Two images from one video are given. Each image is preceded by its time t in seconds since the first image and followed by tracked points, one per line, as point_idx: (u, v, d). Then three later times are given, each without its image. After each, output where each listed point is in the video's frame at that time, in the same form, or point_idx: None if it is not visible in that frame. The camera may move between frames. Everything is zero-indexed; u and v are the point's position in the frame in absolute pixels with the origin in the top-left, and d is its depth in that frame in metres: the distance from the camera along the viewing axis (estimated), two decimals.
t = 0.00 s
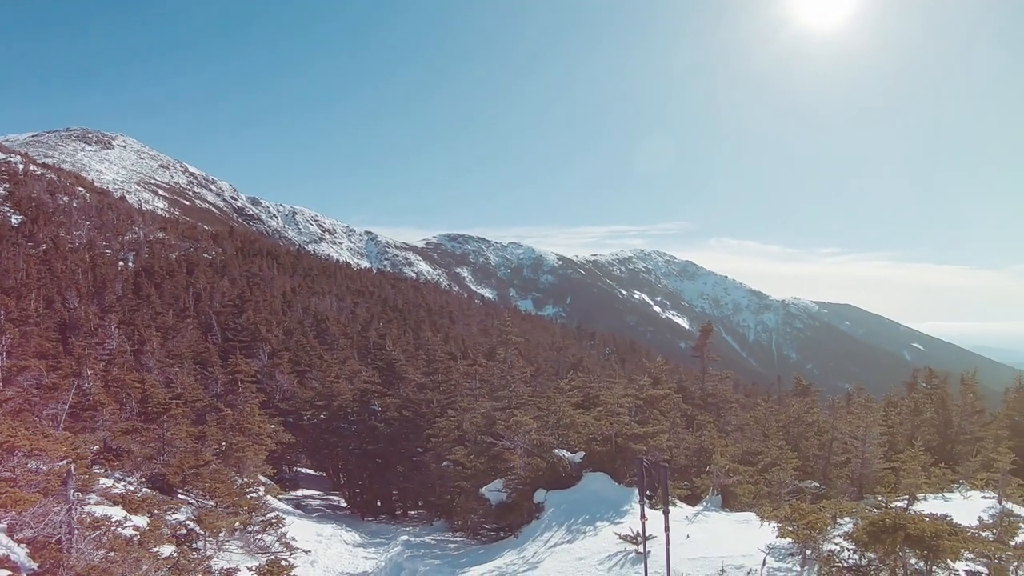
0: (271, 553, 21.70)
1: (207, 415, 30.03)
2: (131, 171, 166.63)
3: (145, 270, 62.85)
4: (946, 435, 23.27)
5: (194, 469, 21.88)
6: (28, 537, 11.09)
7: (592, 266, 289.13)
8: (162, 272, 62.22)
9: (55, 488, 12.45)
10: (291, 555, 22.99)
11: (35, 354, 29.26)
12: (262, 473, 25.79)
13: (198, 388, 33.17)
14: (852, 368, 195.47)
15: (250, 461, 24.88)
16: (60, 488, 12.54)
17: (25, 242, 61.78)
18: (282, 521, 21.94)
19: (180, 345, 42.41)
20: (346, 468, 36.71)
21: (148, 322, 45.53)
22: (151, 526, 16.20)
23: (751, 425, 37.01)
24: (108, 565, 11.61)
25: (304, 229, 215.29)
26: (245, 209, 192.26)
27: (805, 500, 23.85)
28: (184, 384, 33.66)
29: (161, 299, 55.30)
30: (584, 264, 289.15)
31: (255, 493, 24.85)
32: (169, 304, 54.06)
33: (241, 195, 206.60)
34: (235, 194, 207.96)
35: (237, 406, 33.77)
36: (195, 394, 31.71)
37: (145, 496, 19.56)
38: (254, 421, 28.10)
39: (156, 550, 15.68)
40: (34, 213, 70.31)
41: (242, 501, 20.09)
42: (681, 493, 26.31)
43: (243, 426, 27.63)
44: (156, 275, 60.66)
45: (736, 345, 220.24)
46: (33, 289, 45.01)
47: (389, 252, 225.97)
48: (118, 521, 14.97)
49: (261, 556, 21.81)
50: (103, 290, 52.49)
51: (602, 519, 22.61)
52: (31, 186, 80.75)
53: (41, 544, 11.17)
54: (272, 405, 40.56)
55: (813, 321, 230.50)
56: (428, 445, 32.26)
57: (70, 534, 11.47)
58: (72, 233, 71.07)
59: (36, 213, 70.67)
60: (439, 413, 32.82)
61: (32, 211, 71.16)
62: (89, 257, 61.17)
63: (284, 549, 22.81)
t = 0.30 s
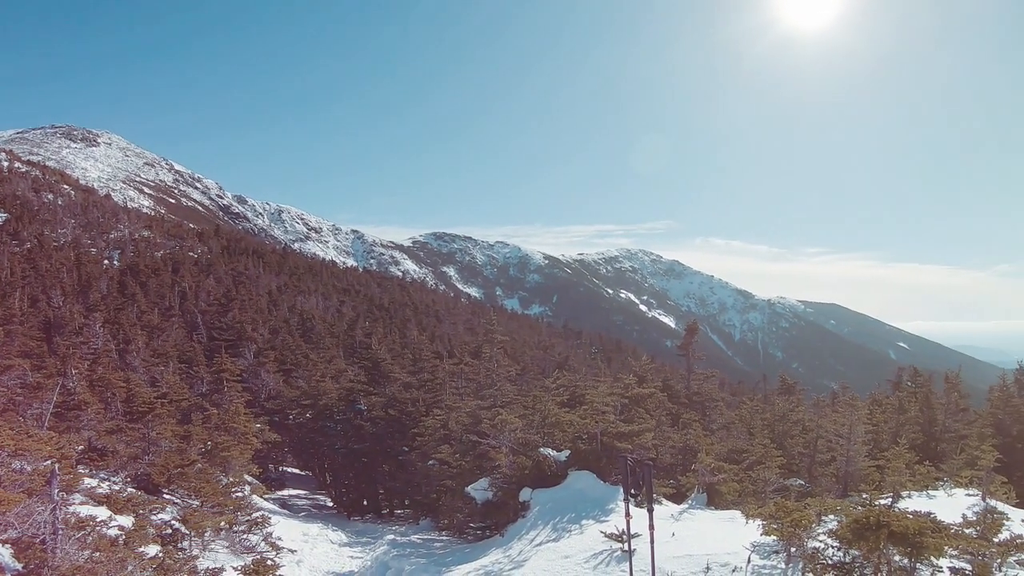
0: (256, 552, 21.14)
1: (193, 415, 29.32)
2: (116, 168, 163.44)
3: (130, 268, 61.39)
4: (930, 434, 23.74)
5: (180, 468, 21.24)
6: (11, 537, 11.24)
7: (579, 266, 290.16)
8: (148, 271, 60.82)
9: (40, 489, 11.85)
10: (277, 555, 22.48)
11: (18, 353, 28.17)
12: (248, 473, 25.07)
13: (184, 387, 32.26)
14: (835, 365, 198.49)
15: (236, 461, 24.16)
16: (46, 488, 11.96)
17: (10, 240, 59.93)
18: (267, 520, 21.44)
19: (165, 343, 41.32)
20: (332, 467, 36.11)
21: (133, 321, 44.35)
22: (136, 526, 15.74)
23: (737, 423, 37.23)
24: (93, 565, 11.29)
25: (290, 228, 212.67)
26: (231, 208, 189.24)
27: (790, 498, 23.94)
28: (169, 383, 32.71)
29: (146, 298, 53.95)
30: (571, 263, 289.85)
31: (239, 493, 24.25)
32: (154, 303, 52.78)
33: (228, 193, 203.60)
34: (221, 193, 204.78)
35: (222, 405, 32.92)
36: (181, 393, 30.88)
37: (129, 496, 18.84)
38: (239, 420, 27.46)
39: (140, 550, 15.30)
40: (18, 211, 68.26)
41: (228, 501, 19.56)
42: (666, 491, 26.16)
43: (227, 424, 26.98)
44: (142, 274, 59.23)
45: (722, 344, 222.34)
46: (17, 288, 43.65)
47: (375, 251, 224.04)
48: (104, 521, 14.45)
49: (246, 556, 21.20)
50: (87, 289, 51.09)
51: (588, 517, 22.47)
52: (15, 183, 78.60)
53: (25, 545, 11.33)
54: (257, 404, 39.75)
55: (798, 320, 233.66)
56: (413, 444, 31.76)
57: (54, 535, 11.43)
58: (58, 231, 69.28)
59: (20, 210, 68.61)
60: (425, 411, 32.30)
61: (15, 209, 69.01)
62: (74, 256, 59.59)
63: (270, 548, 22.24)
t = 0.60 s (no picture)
0: (242, 551, 20.49)
1: (177, 414, 28.58)
2: (100, 164, 159.95)
3: (115, 266, 59.85)
4: (913, 432, 23.99)
5: (165, 468, 20.53)
6: None
7: (564, 265, 290.91)
8: (133, 268, 59.35)
9: (23, 488, 11.42)
10: (262, 554, 21.90)
11: None
12: (233, 473, 24.82)
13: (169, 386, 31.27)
14: (819, 363, 201.49)
15: (220, 460, 23.85)
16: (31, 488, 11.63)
17: None
18: (252, 519, 20.92)
19: (149, 342, 40.21)
20: (317, 466, 35.57)
21: (117, 320, 43.16)
22: (120, 525, 15.46)
23: (721, 421, 37.50)
24: (77, 566, 10.96)
25: (275, 225, 209.80)
26: (217, 205, 185.94)
27: (773, 495, 24.07)
28: (153, 381, 31.77)
29: (131, 295, 52.56)
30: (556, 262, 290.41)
31: (224, 492, 23.84)
32: (138, 300, 51.47)
33: (213, 191, 200.40)
34: (207, 189, 201.23)
35: (206, 404, 32.14)
36: (165, 392, 29.98)
37: (112, 495, 18.50)
38: (224, 419, 26.76)
39: (125, 550, 14.94)
40: None
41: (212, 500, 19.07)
42: (650, 490, 26.02)
43: (211, 424, 26.27)
44: (127, 272, 57.77)
45: (707, 344, 224.35)
46: None
47: (361, 249, 221.82)
48: (87, 521, 14.03)
49: (230, 555, 20.68)
50: (71, 288, 49.54)
51: (573, 515, 22.27)
52: None
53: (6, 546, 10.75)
54: (242, 404, 38.93)
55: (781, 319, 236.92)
56: (399, 443, 31.30)
57: (37, 534, 10.87)
58: (41, 228, 67.36)
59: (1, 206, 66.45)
60: (410, 410, 31.82)
61: None
62: (57, 253, 57.90)
63: (255, 548, 21.65)
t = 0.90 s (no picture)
0: (226, 550, 19.86)
1: (160, 413, 27.63)
2: (84, 161, 156.70)
3: (98, 263, 58.31)
4: (896, 430, 24.18)
5: (149, 467, 19.74)
6: None
7: (549, 263, 291.43)
8: (117, 266, 57.90)
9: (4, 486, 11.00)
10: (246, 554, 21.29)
11: None
12: (217, 472, 23.91)
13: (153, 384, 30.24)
14: (803, 360, 204.54)
15: (204, 459, 22.72)
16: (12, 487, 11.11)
17: None
18: (235, 518, 20.00)
19: (133, 340, 39.10)
20: (302, 465, 34.97)
21: (103, 318, 41.98)
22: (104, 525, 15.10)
23: (705, 420, 37.68)
24: (60, 565, 10.70)
25: (260, 223, 206.92)
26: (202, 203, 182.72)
27: (755, 493, 24.18)
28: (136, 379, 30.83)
29: (115, 293, 51.17)
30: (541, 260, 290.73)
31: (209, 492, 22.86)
32: (123, 299, 50.20)
33: (197, 188, 197.17)
34: (191, 186, 197.65)
35: (190, 403, 31.30)
36: (149, 390, 28.96)
37: (95, 494, 17.96)
38: (207, 418, 25.78)
39: (107, 549, 14.51)
40: None
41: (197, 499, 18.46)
42: (633, 488, 25.83)
43: (195, 423, 25.28)
44: (110, 269, 56.32)
45: (691, 342, 226.86)
46: None
47: (346, 247, 219.34)
48: (70, 522, 13.64)
49: (214, 554, 20.11)
50: (53, 286, 48.10)
51: (556, 514, 22.05)
52: None
53: None
54: (226, 402, 38.00)
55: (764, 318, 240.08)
56: (383, 442, 30.77)
57: (21, 534, 10.80)
58: (24, 225, 65.56)
59: None
60: (394, 408, 31.28)
61: None
62: (39, 251, 56.19)
63: (239, 547, 21.05)
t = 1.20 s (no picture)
0: (210, 550, 19.19)
1: (144, 411, 26.72)
2: (67, 158, 153.67)
3: (81, 261, 56.77)
4: (879, 429, 24.38)
5: (132, 467, 18.77)
6: None
7: (534, 262, 291.74)
8: (99, 263, 56.39)
9: None
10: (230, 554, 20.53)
11: None
12: (201, 471, 23.28)
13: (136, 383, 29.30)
14: (786, 359, 207.36)
15: (187, 459, 22.22)
16: None
17: None
18: (220, 517, 19.41)
19: (116, 338, 38.02)
20: (287, 464, 34.38)
21: (86, 316, 40.75)
22: (87, 524, 14.62)
23: (689, 418, 37.85)
24: (40, 566, 10.73)
25: (244, 220, 203.78)
26: (186, 200, 179.41)
27: (738, 491, 24.26)
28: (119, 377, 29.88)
29: (98, 291, 49.76)
30: (526, 259, 290.94)
31: (192, 491, 22.48)
32: (106, 296, 48.91)
33: (182, 186, 194.06)
34: (174, 183, 194.15)
35: (173, 401, 30.42)
36: (132, 389, 28.05)
37: (77, 493, 17.31)
38: (190, 417, 24.97)
39: (91, 550, 14.03)
40: None
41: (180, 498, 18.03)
42: (617, 486, 25.68)
43: (178, 422, 24.46)
44: (93, 267, 54.85)
45: (676, 340, 229.02)
46: None
47: (331, 245, 216.72)
48: (53, 521, 13.51)
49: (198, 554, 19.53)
50: (37, 284, 46.76)
51: (540, 512, 21.84)
52: None
53: None
54: (210, 401, 37.08)
55: (747, 317, 243.12)
56: (367, 441, 30.23)
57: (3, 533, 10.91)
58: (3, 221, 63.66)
59: None
60: (379, 407, 30.82)
61: None
62: (20, 247, 54.51)
63: (223, 546, 20.37)
